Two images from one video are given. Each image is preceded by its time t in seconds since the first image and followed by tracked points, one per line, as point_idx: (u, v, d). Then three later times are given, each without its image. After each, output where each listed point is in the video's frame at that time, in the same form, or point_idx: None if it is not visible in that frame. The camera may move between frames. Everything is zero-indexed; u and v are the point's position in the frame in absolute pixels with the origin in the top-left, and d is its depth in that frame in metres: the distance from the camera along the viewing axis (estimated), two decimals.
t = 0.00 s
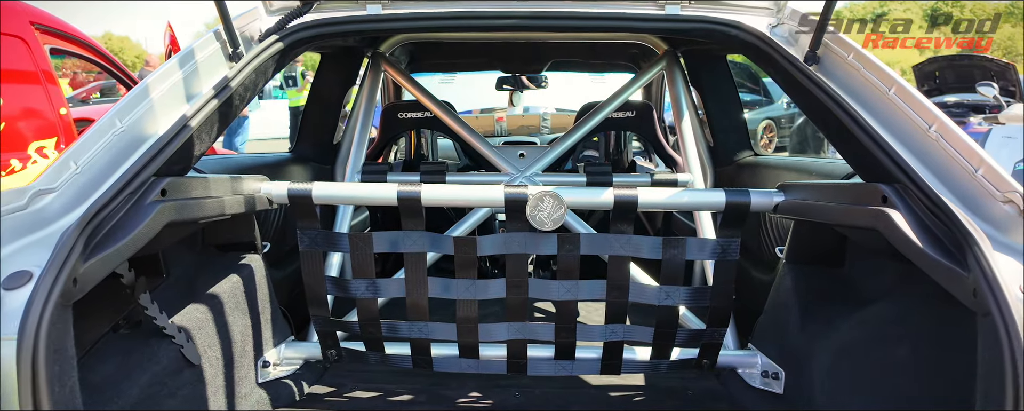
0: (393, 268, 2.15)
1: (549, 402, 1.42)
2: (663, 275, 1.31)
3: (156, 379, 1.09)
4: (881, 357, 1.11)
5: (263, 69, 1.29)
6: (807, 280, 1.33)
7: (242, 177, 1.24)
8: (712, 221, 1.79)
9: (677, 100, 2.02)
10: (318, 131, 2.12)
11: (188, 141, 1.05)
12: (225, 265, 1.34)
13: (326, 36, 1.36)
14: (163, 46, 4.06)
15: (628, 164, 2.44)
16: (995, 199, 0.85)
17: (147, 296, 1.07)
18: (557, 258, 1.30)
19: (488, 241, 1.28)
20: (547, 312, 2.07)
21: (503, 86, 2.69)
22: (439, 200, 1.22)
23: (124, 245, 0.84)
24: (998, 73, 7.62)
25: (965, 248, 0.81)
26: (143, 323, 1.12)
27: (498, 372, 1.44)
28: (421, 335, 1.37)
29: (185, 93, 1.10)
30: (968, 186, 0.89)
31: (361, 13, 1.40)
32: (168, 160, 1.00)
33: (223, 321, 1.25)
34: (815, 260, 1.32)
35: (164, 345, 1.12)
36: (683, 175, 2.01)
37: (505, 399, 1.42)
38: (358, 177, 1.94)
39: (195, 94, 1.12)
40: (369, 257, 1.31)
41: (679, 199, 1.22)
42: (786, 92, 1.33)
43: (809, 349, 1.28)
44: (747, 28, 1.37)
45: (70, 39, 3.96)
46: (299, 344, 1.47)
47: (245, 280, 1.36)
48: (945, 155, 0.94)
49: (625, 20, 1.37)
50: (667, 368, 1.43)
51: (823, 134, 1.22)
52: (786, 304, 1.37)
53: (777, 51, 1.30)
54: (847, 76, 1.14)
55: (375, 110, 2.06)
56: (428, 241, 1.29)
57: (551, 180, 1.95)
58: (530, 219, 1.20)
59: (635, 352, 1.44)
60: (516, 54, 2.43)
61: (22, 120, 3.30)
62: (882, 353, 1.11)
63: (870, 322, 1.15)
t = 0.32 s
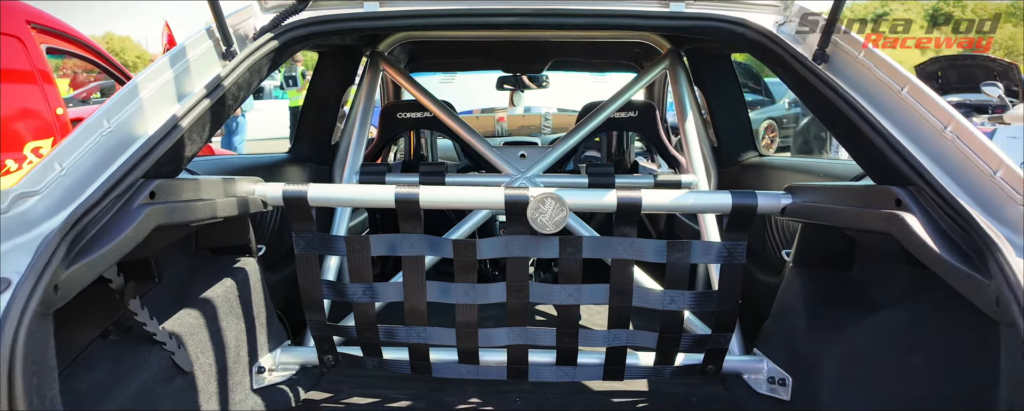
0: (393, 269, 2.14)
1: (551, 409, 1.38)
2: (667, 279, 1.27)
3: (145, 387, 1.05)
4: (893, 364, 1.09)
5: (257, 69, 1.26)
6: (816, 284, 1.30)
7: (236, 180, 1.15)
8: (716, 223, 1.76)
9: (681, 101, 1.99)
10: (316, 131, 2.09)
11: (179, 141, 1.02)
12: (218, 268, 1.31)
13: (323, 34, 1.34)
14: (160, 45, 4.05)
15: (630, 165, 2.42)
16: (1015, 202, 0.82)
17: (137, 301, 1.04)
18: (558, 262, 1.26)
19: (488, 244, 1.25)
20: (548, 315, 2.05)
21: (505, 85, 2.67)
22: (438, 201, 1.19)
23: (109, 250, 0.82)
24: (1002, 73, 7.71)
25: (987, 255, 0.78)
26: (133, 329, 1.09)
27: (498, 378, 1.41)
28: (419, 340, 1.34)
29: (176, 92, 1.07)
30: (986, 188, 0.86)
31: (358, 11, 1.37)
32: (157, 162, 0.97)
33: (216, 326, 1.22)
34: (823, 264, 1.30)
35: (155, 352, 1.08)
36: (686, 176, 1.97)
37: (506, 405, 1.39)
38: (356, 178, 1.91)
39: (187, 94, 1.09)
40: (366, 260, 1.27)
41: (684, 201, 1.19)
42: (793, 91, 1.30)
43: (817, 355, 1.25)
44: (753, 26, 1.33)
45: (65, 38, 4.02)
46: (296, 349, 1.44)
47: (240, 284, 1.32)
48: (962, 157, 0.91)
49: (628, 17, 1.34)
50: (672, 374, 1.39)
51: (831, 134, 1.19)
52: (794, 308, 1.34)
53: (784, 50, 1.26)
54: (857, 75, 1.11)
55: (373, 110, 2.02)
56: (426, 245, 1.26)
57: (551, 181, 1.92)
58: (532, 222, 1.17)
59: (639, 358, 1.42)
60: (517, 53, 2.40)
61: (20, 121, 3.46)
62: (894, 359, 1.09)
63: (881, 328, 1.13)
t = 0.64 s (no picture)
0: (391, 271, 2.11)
1: None
2: (672, 282, 1.24)
3: (132, 395, 1.01)
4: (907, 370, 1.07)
5: (251, 66, 1.22)
6: (826, 285, 1.26)
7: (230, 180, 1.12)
8: (721, 224, 1.73)
9: (685, 101, 1.96)
10: (313, 130, 2.06)
11: (169, 140, 0.99)
12: (212, 272, 1.28)
13: (321, 29, 1.31)
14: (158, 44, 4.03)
15: (633, 165, 2.38)
16: None
17: (126, 305, 1.01)
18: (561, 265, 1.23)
19: (488, 246, 1.22)
20: (550, 317, 2.02)
21: (506, 85, 2.60)
22: (436, 202, 1.16)
23: (92, 254, 0.79)
24: (1004, 72, 7.73)
25: (1011, 261, 0.76)
26: (122, 334, 1.06)
27: (499, 383, 1.38)
28: (417, 344, 1.31)
29: (167, 90, 1.03)
30: (1006, 190, 0.83)
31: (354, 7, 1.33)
32: (146, 162, 0.94)
33: (209, 330, 1.18)
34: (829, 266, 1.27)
35: (145, 357, 1.05)
36: (690, 176, 1.93)
37: None
38: (354, 178, 1.88)
39: (178, 92, 1.05)
40: (363, 263, 1.24)
41: (689, 202, 1.15)
42: (802, 88, 1.26)
43: (828, 361, 1.21)
44: (761, 22, 1.30)
45: (62, 37, 4.00)
46: (291, 353, 1.41)
47: (234, 287, 1.29)
48: (981, 157, 0.88)
49: (633, 13, 1.30)
50: (677, 379, 1.36)
51: (842, 132, 1.16)
52: (800, 312, 1.30)
53: (793, 46, 1.23)
54: (870, 72, 1.08)
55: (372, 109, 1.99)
56: (425, 247, 1.23)
57: (552, 181, 1.89)
58: (534, 224, 1.14)
59: (642, 362, 1.38)
60: (518, 52, 2.37)
61: (17, 121, 3.44)
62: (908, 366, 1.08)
63: (896, 333, 1.10)
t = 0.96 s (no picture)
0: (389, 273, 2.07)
1: None
2: (676, 285, 1.20)
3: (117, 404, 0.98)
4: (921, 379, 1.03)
5: (243, 63, 1.19)
6: (837, 291, 1.25)
7: (220, 180, 1.09)
8: (725, 226, 1.69)
9: (688, 99, 1.92)
10: (309, 129, 2.02)
11: (155, 139, 0.96)
12: (203, 276, 1.24)
13: (315, 25, 1.28)
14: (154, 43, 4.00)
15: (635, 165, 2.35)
16: None
17: (111, 311, 0.98)
18: (562, 268, 1.19)
19: (487, 248, 1.19)
20: (551, 320, 1.99)
21: (507, 84, 2.57)
22: (432, 204, 1.12)
23: (70, 259, 0.77)
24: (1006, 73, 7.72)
25: None
26: (108, 340, 1.03)
27: (498, 389, 1.34)
28: (414, 349, 1.27)
29: (155, 88, 1.00)
30: None
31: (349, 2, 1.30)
32: (130, 162, 0.90)
33: (199, 336, 1.15)
34: (836, 269, 1.25)
35: (130, 365, 1.02)
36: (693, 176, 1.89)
37: None
38: (350, 179, 1.84)
39: (165, 90, 1.02)
40: (358, 266, 1.21)
41: (694, 204, 1.12)
42: (810, 86, 1.23)
43: (836, 368, 1.18)
44: (767, 18, 1.27)
45: (57, 35, 3.98)
46: (285, 358, 1.39)
47: (225, 291, 1.26)
48: (999, 157, 0.84)
49: (635, 9, 1.27)
50: (680, 385, 1.32)
51: (852, 132, 1.12)
52: (810, 317, 1.28)
53: (801, 43, 1.20)
54: (881, 69, 1.04)
55: (369, 108, 1.95)
56: (421, 249, 1.19)
57: (553, 181, 1.85)
58: (534, 226, 1.10)
59: (645, 367, 1.35)
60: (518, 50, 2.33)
61: (14, 121, 3.41)
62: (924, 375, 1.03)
63: (911, 340, 1.06)
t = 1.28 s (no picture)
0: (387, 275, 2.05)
1: None
2: (681, 288, 1.17)
3: None
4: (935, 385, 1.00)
5: (237, 61, 1.16)
6: (844, 295, 1.21)
7: (212, 181, 1.07)
8: (730, 227, 1.66)
9: (692, 98, 1.88)
10: (306, 129, 1.99)
11: (144, 139, 0.93)
12: (195, 279, 1.21)
13: (311, 21, 1.25)
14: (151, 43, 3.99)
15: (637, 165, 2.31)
16: None
17: (98, 316, 0.95)
18: (564, 271, 1.16)
19: (487, 251, 1.16)
20: (552, 322, 1.96)
21: (507, 83, 2.55)
22: (429, 205, 1.09)
23: (53, 263, 0.74)
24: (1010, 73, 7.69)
25: None
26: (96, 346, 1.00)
27: (499, 395, 1.31)
28: (413, 354, 1.24)
29: (144, 86, 0.97)
30: None
31: None
32: (117, 162, 0.87)
33: (191, 341, 1.12)
34: (845, 272, 1.22)
35: (119, 371, 0.99)
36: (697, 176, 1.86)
37: None
38: (348, 179, 1.80)
39: (155, 88, 0.99)
40: (355, 269, 1.18)
41: (700, 205, 1.08)
42: (819, 85, 1.20)
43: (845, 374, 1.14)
44: (774, 15, 1.23)
45: (54, 35, 3.96)
46: (281, 362, 1.36)
47: (219, 294, 1.22)
48: (1020, 158, 0.81)
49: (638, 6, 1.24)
50: (685, 391, 1.29)
51: (864, 131, 1.09)
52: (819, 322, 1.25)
53: (810, 40, 1.17)
54: (894, 67, 1.01)
55: (368, 108, 1.92)
56: (420, 252, 1.16)
57: (554, 182, 1.82)
58: (535, 228, 1.07)
59: (648, 372, 1.31)
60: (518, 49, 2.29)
61: (11, 121, 3.40)
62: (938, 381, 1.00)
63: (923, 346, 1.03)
